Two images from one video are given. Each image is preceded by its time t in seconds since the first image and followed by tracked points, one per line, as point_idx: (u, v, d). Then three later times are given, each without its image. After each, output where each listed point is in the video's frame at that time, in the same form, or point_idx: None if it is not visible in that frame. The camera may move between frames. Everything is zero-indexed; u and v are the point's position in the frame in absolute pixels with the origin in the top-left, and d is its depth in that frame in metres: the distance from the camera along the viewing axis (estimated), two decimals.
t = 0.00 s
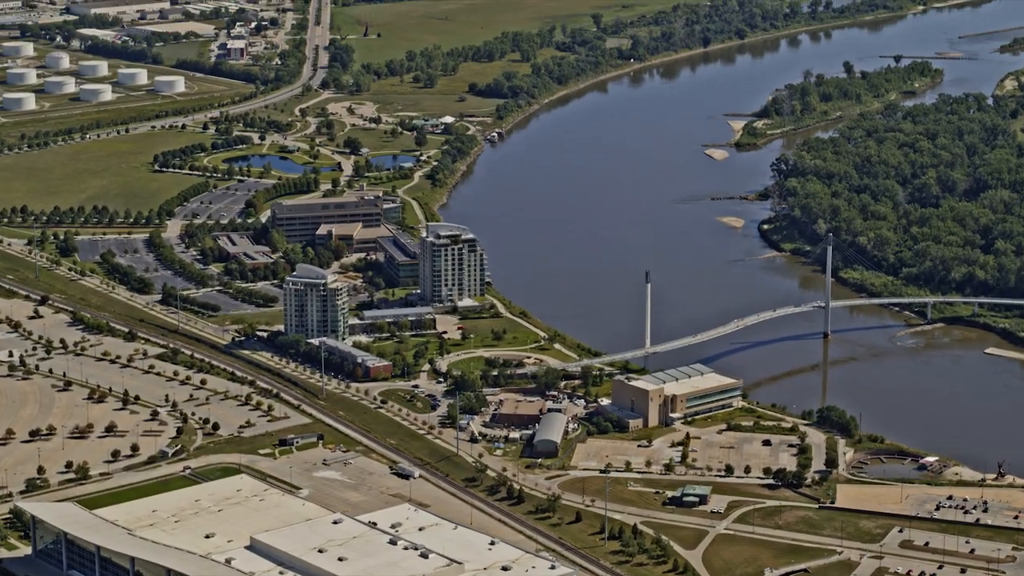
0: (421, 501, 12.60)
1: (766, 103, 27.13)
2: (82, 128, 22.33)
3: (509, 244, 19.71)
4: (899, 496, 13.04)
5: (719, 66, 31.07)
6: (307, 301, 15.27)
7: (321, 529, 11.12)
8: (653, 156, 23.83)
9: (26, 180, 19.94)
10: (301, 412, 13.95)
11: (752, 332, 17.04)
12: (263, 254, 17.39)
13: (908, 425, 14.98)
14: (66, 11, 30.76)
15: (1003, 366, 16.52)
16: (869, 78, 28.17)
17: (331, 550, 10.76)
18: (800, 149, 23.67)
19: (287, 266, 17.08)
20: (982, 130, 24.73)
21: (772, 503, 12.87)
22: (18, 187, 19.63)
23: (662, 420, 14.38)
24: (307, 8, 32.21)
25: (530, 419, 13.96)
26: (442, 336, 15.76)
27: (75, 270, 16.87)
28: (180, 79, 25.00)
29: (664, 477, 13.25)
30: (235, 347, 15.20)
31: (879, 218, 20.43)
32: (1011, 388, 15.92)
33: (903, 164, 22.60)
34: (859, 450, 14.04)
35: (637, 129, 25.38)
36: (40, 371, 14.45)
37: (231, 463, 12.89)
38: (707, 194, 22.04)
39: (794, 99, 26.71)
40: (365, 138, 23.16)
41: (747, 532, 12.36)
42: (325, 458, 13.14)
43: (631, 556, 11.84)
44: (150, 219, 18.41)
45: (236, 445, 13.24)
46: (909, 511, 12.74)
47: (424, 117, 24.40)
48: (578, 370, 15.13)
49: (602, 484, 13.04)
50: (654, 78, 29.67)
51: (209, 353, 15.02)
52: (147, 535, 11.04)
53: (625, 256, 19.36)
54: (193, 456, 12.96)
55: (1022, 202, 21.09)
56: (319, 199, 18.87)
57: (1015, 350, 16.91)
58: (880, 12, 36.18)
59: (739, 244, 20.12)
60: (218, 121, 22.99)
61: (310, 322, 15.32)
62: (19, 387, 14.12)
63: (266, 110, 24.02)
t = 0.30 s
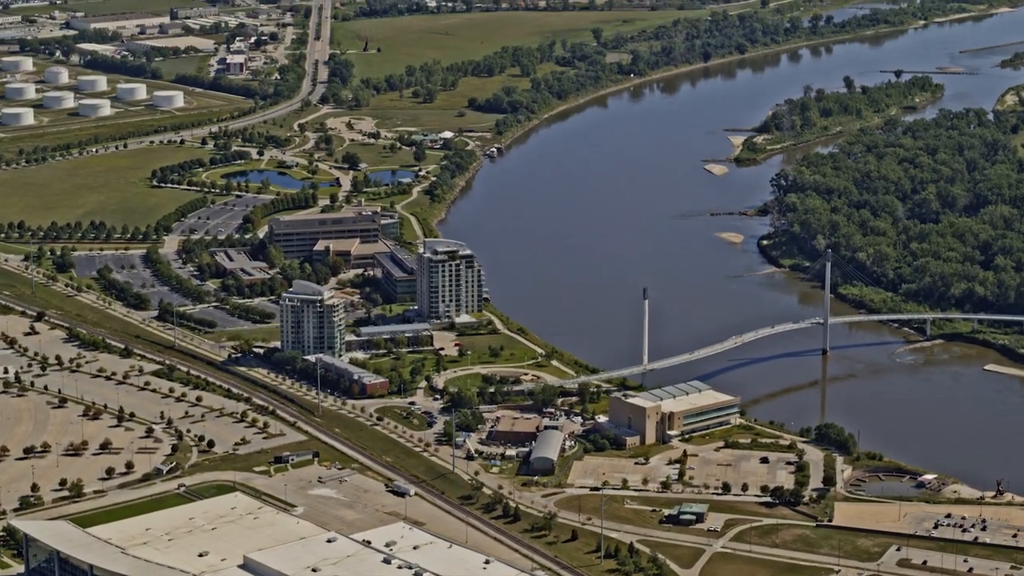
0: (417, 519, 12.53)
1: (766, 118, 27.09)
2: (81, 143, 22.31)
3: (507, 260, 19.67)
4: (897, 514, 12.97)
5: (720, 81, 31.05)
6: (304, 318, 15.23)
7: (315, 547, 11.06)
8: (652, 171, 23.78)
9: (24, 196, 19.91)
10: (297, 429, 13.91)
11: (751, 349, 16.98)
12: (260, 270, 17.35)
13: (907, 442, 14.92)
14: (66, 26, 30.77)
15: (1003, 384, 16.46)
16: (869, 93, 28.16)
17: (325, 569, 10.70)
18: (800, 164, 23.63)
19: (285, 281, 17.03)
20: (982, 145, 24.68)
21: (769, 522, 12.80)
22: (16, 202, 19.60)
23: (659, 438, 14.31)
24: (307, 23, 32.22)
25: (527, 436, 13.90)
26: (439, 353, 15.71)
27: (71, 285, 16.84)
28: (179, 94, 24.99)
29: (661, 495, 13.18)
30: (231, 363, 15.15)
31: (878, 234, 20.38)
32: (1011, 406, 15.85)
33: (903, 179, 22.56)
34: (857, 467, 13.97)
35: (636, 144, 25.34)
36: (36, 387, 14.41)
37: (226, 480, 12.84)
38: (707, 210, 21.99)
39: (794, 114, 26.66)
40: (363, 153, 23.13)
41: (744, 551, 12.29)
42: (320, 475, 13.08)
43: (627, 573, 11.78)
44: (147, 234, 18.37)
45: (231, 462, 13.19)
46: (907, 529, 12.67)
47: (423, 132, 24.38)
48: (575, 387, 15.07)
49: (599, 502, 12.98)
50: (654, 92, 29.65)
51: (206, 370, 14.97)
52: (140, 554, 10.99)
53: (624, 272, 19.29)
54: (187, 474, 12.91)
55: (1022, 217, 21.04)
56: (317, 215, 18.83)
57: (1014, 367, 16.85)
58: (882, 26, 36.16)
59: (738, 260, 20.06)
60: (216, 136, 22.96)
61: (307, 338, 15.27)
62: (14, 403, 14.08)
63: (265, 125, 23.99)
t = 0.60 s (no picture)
0: (411, 539, 12.46)
1: (766, 135, 27.06)
2: (79, 160, 22.29)
3: (504, 278, 19.63)
4: (895, 534, 12.89)
5: (720, 97, 31.04)
6: (300, 337, 15.18)
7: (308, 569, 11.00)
8: (651, 188, 23.73)
9: (21, 213, 19.88)
10: (292, 448, 13.85)
11: (749, 367, 16.92)
12: (257, 288, 17.31)
13: (905, 461, 14.85)
14: (66, 43, 30.78)
15: (1002, 403, 16.39)
16: (869, 110, 28.17)
17: None
18: (799, 181, 23.59)
19: (281, 300, 16.99)
20: (982, 162, 24.64)
21: (766, 542, 12.72)
22: (13, 220, 19.58)
23: (656, 457, 14.25)
24: (306, 40, 32.25)
25: (523, 455, 13.83)
26: (436, 371, 15.66)
27: (67, 304, 16.80)
28: (177, 111, 24.98)
29: (657, 515, 13.11)
30: (227, 382, 15.10)
31: (877, 252, 20.34)
32: (1010, 425, 15.79)
33: (902, 197, 22.52)
34: (855, 487, 13.90)
35: (635, 161, 25.31)
36: (30, 406, 14.36)
37: (220, 500, 12.78)
38: (705, 227, 21.93)
39: (793, 132, 26.61)
40: (361, 170, 23.10)
41: (740, 572, 12.21)
42: (314, 495, 13.01)
43: None
44: (144, 252, 18.33)
45: (225, 482, 13.13)
46: (905, 550, 12.59)
47: (421, 149, 24.36)
48: (572, 406, 15.01)
49: (594, 522, 12.90)
50: (654, 109, 29.63)
51: (201, 388, 14.92)
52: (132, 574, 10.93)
53: (622, 292, 19.21)
54: (181, 493, 12.85)
55: (1021, 235, 20.99)
56: (314, 232, 18.79)
57: (1014, 387, 16.78)
58: (882, 43, 36.15)
59: (736, 278, 20.00)
60: (214, 154, 22.95)
61: (302, 357, 15.23)
62: (8, 422, 14.03)
63: (263, 142, 23.97)
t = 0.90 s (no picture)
0: (406, 559, 12.39)
1: (766, 151, 27.02)
2: (77, 177, 22.27)
3: (502, 295, 19.58)
4: (892, 554, 12.80)
5: (720, 114, 31.03)
6: (295, 355, 15.14)
7: None
8: (650, 205, 23.68)
9: (18, 230, 19.87)
10: (287, 467, 13.80)
11: (747, 386, 16.85)
12: (253, 306, 17.27)
13: (903, 480, 14.78)
14: (65, 59, 30.79)
15: (1002, 421, 16.32)
16: (869, 126, 28.16)
17: None
18: (799, 198, 23.54)
19: (277, 317, 16.95)
20: (981, 179, 24.59)
21: (762, 562, 12.65)
22: (10, 237, 19.56)
23: (653, 476, 14.18)
24: (306, 56, 32.26)
25: (519, 474, 13.76)
26: (432, 389, 15.62)
27: (63, 321, 16.77)
28: (176, 128, 24.96)
29: (653, 534, 13.03)
30: (222, 400, 15.06)
31: (875, 269, 20.29)
32: (1009, 444, 15.72)
33: (902, 214, 22.47)
34: (853, 506, 13.83)
35: (634, 178, 25.26)
36: (25, 424, 14.33)
37: (214, 519, 12.72)
38: (704, 244, 21.87)
39: (793, 148, 26.56)
40: (359, 187, 23.07)
41: None
42: (309, 514, 12.95)
43: None
44: (141, 269, 18.30)
45: (219, 501, 13.08)
46: (902, 569, 12.50)
47: (420, 166, 24.33)
48: (568, 424, 14.95)
49: (590, 541, 12.83)
50: (654, 126, 29.61)
51: (197, 406, 14.88)
52: None
53: (619, 310, 19.14)
54: (175, 512, 12.80)
55: (1020, 252, 20.94)
56: (311, 250, 18.75)
57: (1013, 405, 16.72)
58: (882, 59, 36.13)
59: (735, 295, 19.93)
60: (212, 170, 22.92)
61: (298, 375, 15.19)
62: (2, 441, 13.99)
63: (261, 159, 23.95)
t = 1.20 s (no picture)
0: None
1: (765, 170, 26.97)
2: (74, 196, 22.24)
3: (498, 314, 19.54)
4: None
5: (718, 132, 31.00)
6: (291, 375, 15.10)
7: None
8: (649, 224, 23.64)
9: (14, 249, 19.83)
10: (282, 488, 13.74)
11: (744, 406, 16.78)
12: (249, 325, 17.23)
13: (901, 501, 14.70)
14: (64, 78, 30.78)
15: (1001, 442, 16.25)
16: (869, 145, 28.13)
17: None
18: (797, 217, 23.50)
19: (273, 337, 16.89)
20: (980, 198, 24.54)
21: None
22: (6, 256, 19.53)
23: (649, 497, 14.11)
24: (305, 75, 32.26)
25: (514, 495, 13.70)
26: (428, 410, 15.55)
27: (58, 341, 16.72)
28: (174, 146, 24.94)
29: (649, 556, 12.95)
30: (217, 421, 15.00)
31: (873, 289, 20.23)
32: (1008, 465, 15.65)
33: (900, 234, 22.42)
34: (850, 528, 13.75)
35: (633, 197, 25.22)
36: (18, 445, 14.28)
37: (207, 541, 12.66)
38: (702, 264, 21.81)
39: (792, 167, 26.51)
40: (357, 206, 23.03)
41: None
42: (302, 536, 12.88)
43: None
44: (137, 289, 18.26)
45: (213, 522, 13.02)
46: None
47: (418, 185, 24.30)
48: (564, 445, 14.88)
49: (585, 563, 12.75)
50: (653, 145, 29.59)
51: (191, 427, 14.82)
52: None
53: (616, 330, 19.08)
54: (168, 534, 12.74)
55: (1019, 271, 20.89)
56: (307, 269, 18.71)
57: (1012, 426, 16.64)
58: (882, 77, 36.11)
59: (732, 315, 19.86)
60: (210, 189, 22.89)
61: (293, 396, 15.14)
62: None
63: (259, 178, 23.93)
